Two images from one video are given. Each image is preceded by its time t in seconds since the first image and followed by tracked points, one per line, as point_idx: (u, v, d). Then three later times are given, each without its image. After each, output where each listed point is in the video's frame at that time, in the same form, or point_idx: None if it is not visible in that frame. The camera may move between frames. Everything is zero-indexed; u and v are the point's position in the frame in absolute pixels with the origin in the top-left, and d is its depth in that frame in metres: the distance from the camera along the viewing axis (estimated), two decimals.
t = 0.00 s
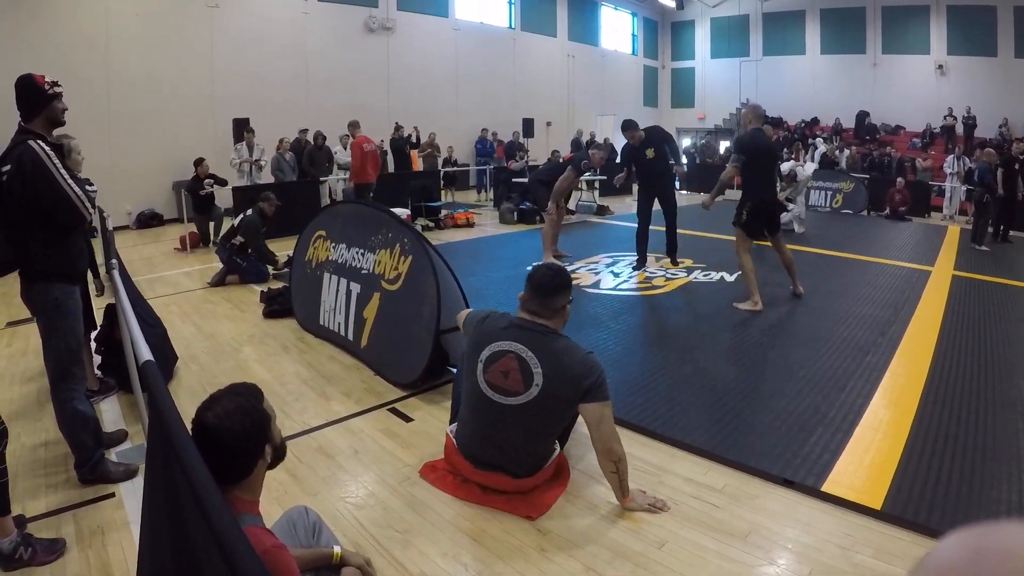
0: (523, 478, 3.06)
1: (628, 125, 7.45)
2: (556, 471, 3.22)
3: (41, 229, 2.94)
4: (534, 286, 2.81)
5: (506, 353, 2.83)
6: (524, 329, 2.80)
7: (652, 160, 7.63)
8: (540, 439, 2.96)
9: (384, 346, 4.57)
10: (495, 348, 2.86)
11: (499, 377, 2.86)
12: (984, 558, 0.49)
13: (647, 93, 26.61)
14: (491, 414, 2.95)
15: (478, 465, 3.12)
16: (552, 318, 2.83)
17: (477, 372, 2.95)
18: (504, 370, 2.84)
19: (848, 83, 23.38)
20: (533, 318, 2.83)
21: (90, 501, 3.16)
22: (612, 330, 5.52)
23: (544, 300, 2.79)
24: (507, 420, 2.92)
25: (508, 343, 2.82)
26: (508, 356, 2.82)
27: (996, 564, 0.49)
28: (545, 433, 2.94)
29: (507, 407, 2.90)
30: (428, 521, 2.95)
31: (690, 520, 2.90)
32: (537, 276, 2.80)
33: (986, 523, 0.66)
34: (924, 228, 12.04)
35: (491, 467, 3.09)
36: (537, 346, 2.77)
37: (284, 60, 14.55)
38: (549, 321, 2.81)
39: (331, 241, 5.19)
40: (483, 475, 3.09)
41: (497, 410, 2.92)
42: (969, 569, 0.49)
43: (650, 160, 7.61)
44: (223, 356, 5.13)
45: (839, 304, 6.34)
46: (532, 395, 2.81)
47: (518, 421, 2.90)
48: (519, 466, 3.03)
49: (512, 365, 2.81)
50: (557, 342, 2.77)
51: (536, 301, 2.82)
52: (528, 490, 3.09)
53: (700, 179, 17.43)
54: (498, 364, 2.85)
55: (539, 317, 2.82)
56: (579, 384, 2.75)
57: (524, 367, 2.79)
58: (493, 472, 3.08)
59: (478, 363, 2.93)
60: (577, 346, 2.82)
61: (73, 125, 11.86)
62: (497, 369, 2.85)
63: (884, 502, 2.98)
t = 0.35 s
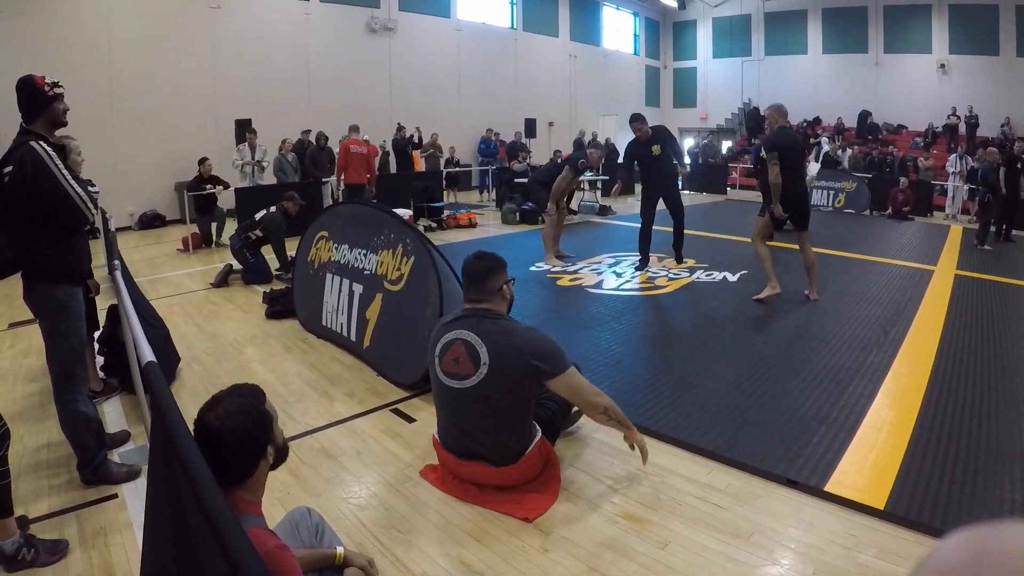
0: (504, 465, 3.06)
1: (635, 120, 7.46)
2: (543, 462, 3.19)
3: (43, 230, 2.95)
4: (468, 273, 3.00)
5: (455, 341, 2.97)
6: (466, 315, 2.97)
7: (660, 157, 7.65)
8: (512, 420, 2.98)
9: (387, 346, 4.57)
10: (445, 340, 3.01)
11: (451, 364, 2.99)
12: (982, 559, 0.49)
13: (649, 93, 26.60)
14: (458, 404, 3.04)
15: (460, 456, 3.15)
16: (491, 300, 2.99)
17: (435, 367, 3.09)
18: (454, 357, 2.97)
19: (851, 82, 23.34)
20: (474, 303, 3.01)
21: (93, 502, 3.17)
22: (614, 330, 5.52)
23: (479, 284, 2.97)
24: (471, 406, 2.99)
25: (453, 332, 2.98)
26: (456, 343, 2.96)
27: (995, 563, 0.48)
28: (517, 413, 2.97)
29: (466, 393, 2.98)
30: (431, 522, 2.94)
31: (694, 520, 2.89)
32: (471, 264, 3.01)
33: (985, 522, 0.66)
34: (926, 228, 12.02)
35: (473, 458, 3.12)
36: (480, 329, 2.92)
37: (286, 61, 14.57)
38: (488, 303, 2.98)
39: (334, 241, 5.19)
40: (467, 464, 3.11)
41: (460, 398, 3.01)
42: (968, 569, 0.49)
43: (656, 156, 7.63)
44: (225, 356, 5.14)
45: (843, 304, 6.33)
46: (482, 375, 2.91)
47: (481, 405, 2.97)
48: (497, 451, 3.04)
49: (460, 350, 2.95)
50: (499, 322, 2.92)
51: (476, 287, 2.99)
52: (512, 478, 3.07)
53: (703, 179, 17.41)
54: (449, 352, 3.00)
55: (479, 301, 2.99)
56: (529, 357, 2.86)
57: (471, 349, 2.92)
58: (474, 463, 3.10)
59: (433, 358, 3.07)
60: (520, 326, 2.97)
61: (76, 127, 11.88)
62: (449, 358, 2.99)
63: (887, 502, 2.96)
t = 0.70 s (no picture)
0: (513, 457, 3.06)
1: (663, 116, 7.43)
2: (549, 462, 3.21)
3: (46, 232, 2.95)
4: (464, 272, 3.01)
5: (465, 338, 2.99)
6: (470, 311, 3.00)
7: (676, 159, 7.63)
8: (521, 413, 3.02)
9: (389, 347, 4.57)
10: (453, 339, 3.02)
11: (462, 360, 3.00)
12: (982, 558, 0.49)
13: (651, 94, 26.61)
14: (466, 398, 3.04)
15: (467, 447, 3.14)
16: (490, 295, 3.03)
17: (442, 366, 3.09)
18: (465, 352, 2.99)
19: (853, 82, 23.30)
20: (474, 300, 3.03)
21: (95, 504, 3.17)
22: (616, 330, 5.53)
23: (477, 281, 2.99)
24: (482, 397, 3.00)
25: (461, 330, 3.00)
26: (466, 338, 2.99)
27: (994, 563, 0.48)
28: (529, 407, 3.03)
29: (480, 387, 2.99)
30: (433, 524, 2.94)
31: (696, 521, 2.88)
32: (466, 262, 3.03)
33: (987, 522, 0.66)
34: (928, 228, 12.01)
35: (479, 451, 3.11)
36: (487, 323, 2.95)
37: (288, 62, 14.59)
38: (489, 298, 3.01)
39: (336, 242, 5.20)
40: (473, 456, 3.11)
41: (472, 392, 3.01)
42: (971, 569, 0.48)
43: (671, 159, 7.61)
44: (227, 358, 5.14)
45: (845, 305, 6.32)
46: (496, 366, 2.93)
47: (493, 395, 2.98)
48: (505, 442, 3.05)
49: (471, 345, 2.97)
50: (503, 315, 2.97)
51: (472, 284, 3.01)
52: (519, 472, 3.07)
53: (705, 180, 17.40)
54: (458, 349, 3.01)
55: (479, 297, 3.02)
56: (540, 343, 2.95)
57: (482, 342, 2.95)
58: (482, 454, 3.09)
59: (442, 357, 3.07)
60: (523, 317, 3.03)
61: (78, 128, 11.90)
62: (460, 354, 3.00)
63: (890, 503, 2.96)
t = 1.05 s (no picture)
0: (519, 455, 3.07)
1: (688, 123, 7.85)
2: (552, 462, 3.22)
3: (50, 233, 2.96)
4: (507, 267, 3.11)
5: (494, 328, 3.04)
6: (505, 304, 3.07)
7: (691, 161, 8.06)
8: (536, 415, 3.05)
9: (390, 348, 4.57)
10: (481, 328, 3.07)
11: (487, 350, 3.05)
12: (983, 558, 0.49)
13: (652, 96, 26.63)
14: (483, 389, 3.07)
15: (474, 440, 3.15)
16: (527, 294, 3.12)
17: (464, 353, 3.12)
18: (491, 343, 3.04)
19: (855, 85, 23.29)
20: (509, 297, 3.11)
21: (95, 503, 3.18)
22: (617, 332, 5.53)
23: (517, 278, 3.09)
24: (501, 389, 3.03)
25: (494, 320, 3.05)
26: (494, 330, 3.04)
27: (996, 562, 0.48)
28: (543, 407, 3.07)
29: (499, 378, 3.02)
30: (434, 525, 2.94)
31: (697, 524, 2.88)
32: (509, 259, 3.12)
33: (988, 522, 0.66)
34: (930, 231, 12.00)
35: (484, 445, 3.12)
36: (518, 317, 3.03)
37: (290, 62, 14.61)
38: (524, 297, 3.10)
39: (338, 243, 5.20)
40: (480, 450, 3.11)
41: (490, 384, 3.04)
42: (970, 569, 0.48)
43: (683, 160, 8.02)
44: (228, 358, 5.15)
45: (847, 307, 6.31)
46: (521, 361, 2.98)
47: (511, 390, 3.01)
48: (514, 438, 3.07)
49: (498, 337, 3.02)
50: (535, 313, 3.06)
51: (512, 280, 3.10)
52: (524, 471, 3.08)
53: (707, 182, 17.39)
54: (484, 339, 3.06)
55: (514, 293, 3.10)
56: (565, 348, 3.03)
57: (510, 337, 3.00)
58: (489, 447, 3.10)
59: (467, 343, 3.11)
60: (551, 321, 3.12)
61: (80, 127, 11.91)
62: (487, 343, 3.04)
63: (891, 505, 2.95)
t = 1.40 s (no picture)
0: (518, 457, 3.07)
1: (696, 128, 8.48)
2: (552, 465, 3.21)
3: (53, 228, 2.96)
4: (510, 272, 3.12)
5: (495, 332, 3.05)
6: (507, 309, 3.08)
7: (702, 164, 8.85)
8: (537, 419, 3.05)
9: (391, 350, 4.57)
10: (482, 331, 3.08)
11: (488, 353, 3.05)
12: (984, 556, 0.49)
13: (656, 99, 26.64)
14: (482, 392, 3.07)
15: (472, 443, 3.15)
16: (528, 300, 3.13)
17: (465, 356, 3.13)
18: (492, 347, 3.04)
19: (858, 90, 23.29)
20: (511, 301, 3.12)
21: (94, 500, 3.17)
22: (617, 335, 5.53)
23: (520, 282, 3.10)
24: (501, 392, 3.02)
25: (495, 323, 3.06)
26: (495, 333, 3.05)
27: (995, 561, 0.48)
28: (543, 412, 3.06)
29: (499, 382, 3.02)
30: (433, 526, 2.94)
31: (696, 528, 2.88)
32: (512, 263, 3.13)
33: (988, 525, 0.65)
34: (932, 237, 11.98)
35: (483, 447, 3.13)
36: (520, 322, 3.03)
37: (294, 62, 14.62)
38: (527, 302, 3.11)
39: (340, 243, 5.21)
40: (478, 453, 3.12)
41: (489, 387, 3.04)
42: (971, 568, 0.48)
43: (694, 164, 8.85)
44: (229, 356, 5.15)
45: (848, 313, 6.30)
46: (521, 365, 2.99)
47: (510, 394, 3.01)
48: (512, 441, 3.07)
49: (499, 341, 3.03)
50: (536, 318, 3.07)
51: (514, 285, 3.11)
52: (523, 473, 3.08)
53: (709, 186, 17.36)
54: (486, 342, 3.06)
55: (516, 298, 3.12)
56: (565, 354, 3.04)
57: (511, 340, 3.01)
58: (487, 449, 3.11)
59: (468, 346, 3.11)
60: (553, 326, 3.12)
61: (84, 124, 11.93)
62: (487, 346, 3.05)
63: (890, 511, 2.95)
